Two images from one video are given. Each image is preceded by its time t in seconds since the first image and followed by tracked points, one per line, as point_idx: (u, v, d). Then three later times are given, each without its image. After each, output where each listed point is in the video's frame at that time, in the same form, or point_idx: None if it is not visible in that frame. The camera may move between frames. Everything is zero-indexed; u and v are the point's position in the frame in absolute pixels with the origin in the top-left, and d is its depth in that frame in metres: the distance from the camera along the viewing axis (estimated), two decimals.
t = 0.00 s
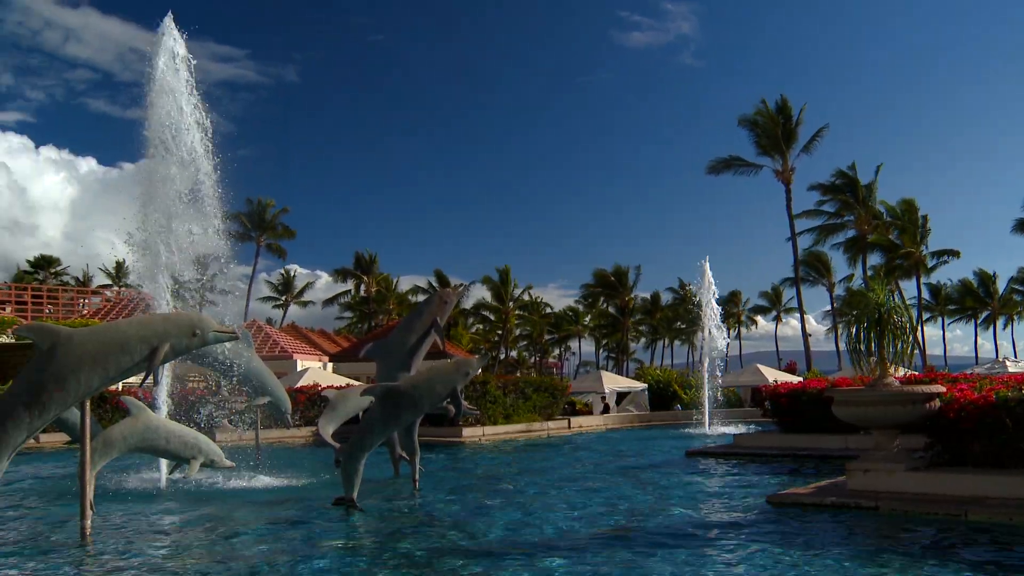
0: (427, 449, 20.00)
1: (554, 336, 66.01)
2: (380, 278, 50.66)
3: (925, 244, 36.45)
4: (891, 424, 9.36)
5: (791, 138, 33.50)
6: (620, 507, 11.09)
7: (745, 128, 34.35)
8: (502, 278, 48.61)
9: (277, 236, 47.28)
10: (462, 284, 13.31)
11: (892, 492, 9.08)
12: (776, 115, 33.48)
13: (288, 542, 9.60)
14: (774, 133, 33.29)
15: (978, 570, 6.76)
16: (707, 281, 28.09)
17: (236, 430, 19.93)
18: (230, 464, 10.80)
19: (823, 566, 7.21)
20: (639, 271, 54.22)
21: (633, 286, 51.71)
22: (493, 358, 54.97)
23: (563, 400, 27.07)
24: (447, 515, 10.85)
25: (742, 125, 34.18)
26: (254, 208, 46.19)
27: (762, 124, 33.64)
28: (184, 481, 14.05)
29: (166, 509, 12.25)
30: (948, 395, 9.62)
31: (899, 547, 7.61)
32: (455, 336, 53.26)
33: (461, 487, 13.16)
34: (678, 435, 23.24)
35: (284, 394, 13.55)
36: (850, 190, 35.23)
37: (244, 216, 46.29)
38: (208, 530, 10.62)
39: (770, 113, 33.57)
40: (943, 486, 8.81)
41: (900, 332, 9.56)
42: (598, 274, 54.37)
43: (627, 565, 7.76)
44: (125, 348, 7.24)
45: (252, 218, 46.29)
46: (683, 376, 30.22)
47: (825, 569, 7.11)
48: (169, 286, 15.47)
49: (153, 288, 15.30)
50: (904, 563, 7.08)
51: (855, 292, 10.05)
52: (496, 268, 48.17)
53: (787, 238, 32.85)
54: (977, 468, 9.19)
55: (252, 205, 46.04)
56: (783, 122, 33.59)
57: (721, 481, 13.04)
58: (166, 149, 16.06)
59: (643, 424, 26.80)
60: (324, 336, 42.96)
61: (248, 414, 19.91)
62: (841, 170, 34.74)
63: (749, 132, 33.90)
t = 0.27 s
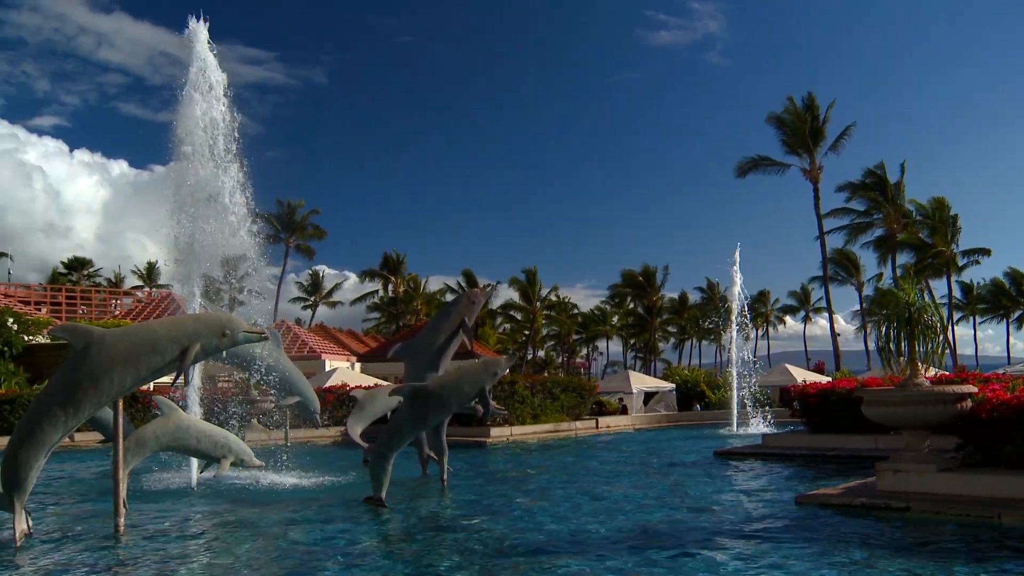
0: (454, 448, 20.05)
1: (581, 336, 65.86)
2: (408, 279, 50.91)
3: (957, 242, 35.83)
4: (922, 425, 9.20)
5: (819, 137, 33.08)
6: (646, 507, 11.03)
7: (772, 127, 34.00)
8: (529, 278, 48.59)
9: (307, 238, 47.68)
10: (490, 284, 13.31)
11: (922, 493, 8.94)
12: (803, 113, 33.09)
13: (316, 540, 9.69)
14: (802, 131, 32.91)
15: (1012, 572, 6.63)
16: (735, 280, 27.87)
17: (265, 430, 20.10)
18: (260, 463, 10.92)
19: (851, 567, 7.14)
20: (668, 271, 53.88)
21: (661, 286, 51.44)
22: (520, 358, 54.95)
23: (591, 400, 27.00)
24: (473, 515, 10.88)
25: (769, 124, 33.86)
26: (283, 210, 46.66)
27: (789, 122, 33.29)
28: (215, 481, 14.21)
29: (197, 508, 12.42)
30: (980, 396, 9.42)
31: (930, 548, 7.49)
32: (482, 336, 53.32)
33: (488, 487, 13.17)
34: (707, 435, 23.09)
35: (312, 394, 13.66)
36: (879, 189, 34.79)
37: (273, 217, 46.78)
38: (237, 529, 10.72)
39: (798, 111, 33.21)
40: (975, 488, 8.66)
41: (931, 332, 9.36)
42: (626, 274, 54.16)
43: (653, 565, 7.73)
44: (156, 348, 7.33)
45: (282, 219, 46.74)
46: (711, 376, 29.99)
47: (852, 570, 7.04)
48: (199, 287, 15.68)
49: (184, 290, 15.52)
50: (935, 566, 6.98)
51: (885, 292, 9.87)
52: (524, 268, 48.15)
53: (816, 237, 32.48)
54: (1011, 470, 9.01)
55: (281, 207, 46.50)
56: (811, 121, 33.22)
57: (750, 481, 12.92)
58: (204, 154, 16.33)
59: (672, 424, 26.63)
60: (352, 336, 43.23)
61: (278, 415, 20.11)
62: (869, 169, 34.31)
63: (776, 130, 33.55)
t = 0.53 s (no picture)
0: (479, 448, 20.11)
1: (606, 336, 65.69)
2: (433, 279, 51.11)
3: (986, 241, 35.28)
4: (951, 425, 9.08)
5: (845, 135, 32.74)
6: (671, 507, 11.00)
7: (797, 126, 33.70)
8: (554, 278, 48.58)
9: (333, 238, 48.02)
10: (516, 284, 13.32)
11: (951, 494, 8.83)
12: (829, 111, 32.77)
13: (342, 540, 9.76)
14: (828, 130, 32.60)
15: None
16: (761, 280, 27.67)
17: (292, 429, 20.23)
18: (287, 462, 11.02)
19: (878, 569, 7.08)
20: (693, 271, 53.58)
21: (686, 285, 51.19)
22: (545, 358, 54.94)
23: (616, 400, 26.94)
24: (497, 515, 10.90)
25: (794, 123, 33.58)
26: (310, 210, 47.08)
27: (815, 121, 32.99)
28: (242, 480, 14.36)
29: (224, 507, 12.56)
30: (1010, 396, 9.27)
31: (959, 550, 7.40)
32: (507, 336, 53.37)
33: (512, 487, 13.19)
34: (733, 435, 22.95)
35: (338, 394, 13.77)
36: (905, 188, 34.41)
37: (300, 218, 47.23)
38: (264, 527, 10.85)
39: (823, 110, 32.90)
40: (1006, 490, 8.52)
41: (959, 331, 9.24)
42: (652, 274, 53.95)
43: (678, 565, 7.72)
44: (184, 348, 7.44)
45: (308, 219, 47.14)
46: (737, 376, 29.78)
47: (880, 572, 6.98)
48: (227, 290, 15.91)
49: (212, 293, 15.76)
50: (965, 568, 6.89)
51: (912, 291, 9.76)
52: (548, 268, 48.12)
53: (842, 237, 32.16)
54: None
55: (307, 208, 46.94)
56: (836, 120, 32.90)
57: (777, 482, 12.83)
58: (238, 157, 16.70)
59: (698, 424, 26.50)
60: (377, 335, 43.46)
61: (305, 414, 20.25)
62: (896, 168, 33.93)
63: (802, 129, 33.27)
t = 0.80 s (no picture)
0: (501, 448, 20.19)
1: (628, 335, 65.47)
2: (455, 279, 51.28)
3: (1013, 240, 34.80)
4: (976, 426, 9.00)
5: (868, 133, 32.45)
6: (694, 508, 10.99)
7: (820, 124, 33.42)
8: (575, 278, 48.54)
9: (355, 238, 48.28)
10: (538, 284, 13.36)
11: (977, 495, 8.75)
12: (852, 109, 32.47)
13: (367, 539, 9.85)
14: (851, 128, 32.29)
15: None
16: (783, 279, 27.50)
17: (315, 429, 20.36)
18: (310, 461, 11.15)
19: (904, 569, 7.05)
20: (716, 270, 53.31)
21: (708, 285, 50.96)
22: (567, 358, 54.89)
23: (638, 399, 26.89)
24: (518, 514, 10.96)
25: (817, 122, 33.32)
26: (333, 210, 47.40)
27: (838, 119, 32.71)
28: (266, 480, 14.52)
29: (249, 506, 12.70)
30: None
31: (985, 551, 7.35)
32: (529, 336, 53.38)
33: (534, 487, 13.23)
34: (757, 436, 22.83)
35: (361, 394, 13.87)
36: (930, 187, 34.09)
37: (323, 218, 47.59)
38: (287, 526, 10.95)
39: (846, 108, 32.61)
40: None
41: (985, 330, 9.15)
42: (674, 273, 53.74)
43: (700, 565, 7.74)
44: (209, 347, 7.58)
45: (331, 220, 47.45)
46: (760, 376, 29.62)
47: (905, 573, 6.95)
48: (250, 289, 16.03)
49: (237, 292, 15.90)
50: (991, 569, 6.85)
51: (937, 290, 9.68)
52: (570, 268, 48.08)
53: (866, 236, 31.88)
54: None
55: (330, 208, 47.28)
56: (858, 118, 32.60)
57: (800, 482, 12.78)
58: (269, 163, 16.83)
59: (720, 424, 26.39)
60: (398, 335, 43.64)
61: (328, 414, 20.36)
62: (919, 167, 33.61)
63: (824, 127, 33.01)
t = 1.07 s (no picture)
0: (526, 447, 20.26)
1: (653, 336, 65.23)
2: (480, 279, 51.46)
3: None
4: (1005, 426, 8.92)
5: (894, 131, 32.12)
6: (719, 508, 10.99)
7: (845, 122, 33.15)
8: (600, 278, 48.49)
9: (381, 239, 48.57)
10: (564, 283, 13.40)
11: (1007, 497, 8.69)
12: (878, 107, 32.16)
13: (394, 538, 9.96)
14: (877, 126, 31.98)
15: None
16: (810, 278, 27.31)
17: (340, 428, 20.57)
18: (335, 461, 11.27)
19: (932, 572, 7.03)
20: (741, 270, 52.98)
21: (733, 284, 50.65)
22: (592, 358, 54.85)
23: (664, 399, 26.83)
24: (544, 514, 11.01)
25: (842, 120, 33.04)
26: (359, 211, 47.75)
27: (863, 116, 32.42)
28: (293, 479, 14.70)
29: (277, 505, 12.87)
30: None
31: (1016, 554, 7.30)
32: (554, 336, 53.36)
33: (560, 487, 13.28)
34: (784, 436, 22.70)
35: (386, 393, 13.98)
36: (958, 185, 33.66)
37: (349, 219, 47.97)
38: (313, 525, 11.08)
39: (872, 105, 32.30)
40: None
41: (1014, 330, 9.06)
42: (699, 273, 53.47)
43: (726, 566, 7.76)
44: (236, 348, 7.71)
45: (357, 221, 47.80)
46: (786, 376, 29.42)
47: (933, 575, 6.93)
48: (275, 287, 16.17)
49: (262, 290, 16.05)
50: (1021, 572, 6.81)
51: (965, 289, 9.59)
52: (595, 268, 48.02)
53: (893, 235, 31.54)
54: None
55: (356, 209, 47.64)
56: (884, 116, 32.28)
57: (828, 483, 12.72)
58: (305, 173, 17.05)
59: (745, 424, 26.29)
60: (422, 335, 43.83)
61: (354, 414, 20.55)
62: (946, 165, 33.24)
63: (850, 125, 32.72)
